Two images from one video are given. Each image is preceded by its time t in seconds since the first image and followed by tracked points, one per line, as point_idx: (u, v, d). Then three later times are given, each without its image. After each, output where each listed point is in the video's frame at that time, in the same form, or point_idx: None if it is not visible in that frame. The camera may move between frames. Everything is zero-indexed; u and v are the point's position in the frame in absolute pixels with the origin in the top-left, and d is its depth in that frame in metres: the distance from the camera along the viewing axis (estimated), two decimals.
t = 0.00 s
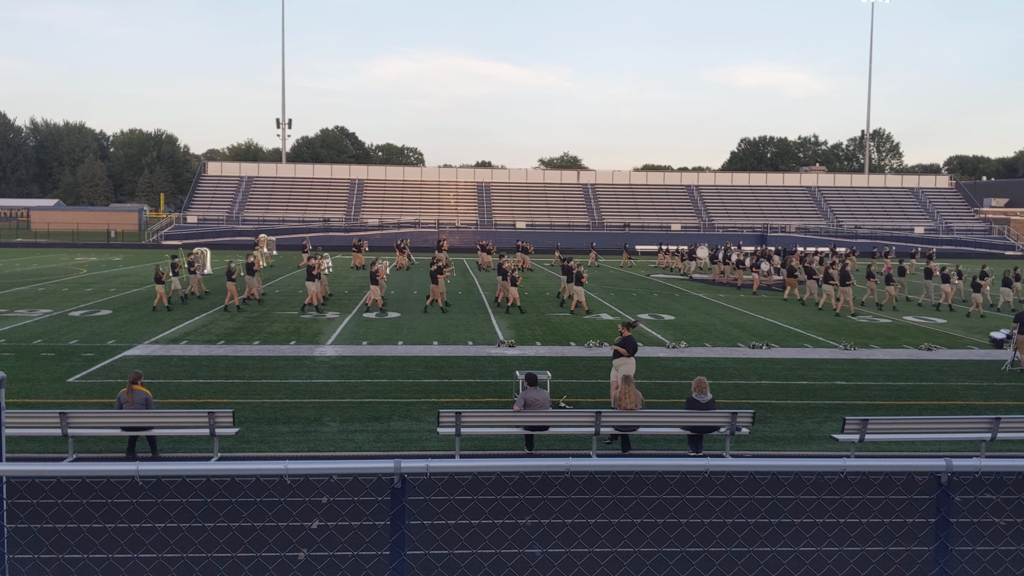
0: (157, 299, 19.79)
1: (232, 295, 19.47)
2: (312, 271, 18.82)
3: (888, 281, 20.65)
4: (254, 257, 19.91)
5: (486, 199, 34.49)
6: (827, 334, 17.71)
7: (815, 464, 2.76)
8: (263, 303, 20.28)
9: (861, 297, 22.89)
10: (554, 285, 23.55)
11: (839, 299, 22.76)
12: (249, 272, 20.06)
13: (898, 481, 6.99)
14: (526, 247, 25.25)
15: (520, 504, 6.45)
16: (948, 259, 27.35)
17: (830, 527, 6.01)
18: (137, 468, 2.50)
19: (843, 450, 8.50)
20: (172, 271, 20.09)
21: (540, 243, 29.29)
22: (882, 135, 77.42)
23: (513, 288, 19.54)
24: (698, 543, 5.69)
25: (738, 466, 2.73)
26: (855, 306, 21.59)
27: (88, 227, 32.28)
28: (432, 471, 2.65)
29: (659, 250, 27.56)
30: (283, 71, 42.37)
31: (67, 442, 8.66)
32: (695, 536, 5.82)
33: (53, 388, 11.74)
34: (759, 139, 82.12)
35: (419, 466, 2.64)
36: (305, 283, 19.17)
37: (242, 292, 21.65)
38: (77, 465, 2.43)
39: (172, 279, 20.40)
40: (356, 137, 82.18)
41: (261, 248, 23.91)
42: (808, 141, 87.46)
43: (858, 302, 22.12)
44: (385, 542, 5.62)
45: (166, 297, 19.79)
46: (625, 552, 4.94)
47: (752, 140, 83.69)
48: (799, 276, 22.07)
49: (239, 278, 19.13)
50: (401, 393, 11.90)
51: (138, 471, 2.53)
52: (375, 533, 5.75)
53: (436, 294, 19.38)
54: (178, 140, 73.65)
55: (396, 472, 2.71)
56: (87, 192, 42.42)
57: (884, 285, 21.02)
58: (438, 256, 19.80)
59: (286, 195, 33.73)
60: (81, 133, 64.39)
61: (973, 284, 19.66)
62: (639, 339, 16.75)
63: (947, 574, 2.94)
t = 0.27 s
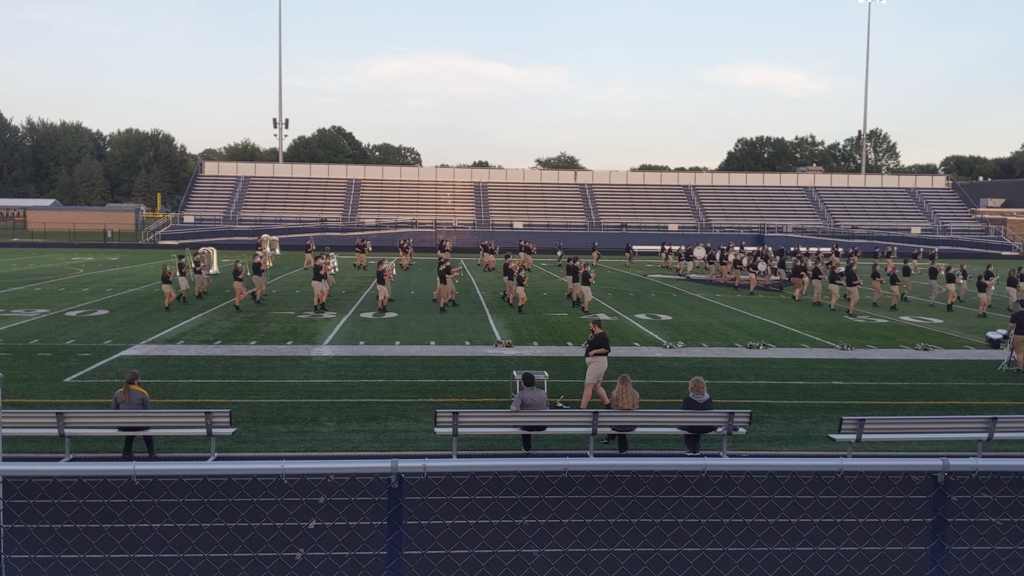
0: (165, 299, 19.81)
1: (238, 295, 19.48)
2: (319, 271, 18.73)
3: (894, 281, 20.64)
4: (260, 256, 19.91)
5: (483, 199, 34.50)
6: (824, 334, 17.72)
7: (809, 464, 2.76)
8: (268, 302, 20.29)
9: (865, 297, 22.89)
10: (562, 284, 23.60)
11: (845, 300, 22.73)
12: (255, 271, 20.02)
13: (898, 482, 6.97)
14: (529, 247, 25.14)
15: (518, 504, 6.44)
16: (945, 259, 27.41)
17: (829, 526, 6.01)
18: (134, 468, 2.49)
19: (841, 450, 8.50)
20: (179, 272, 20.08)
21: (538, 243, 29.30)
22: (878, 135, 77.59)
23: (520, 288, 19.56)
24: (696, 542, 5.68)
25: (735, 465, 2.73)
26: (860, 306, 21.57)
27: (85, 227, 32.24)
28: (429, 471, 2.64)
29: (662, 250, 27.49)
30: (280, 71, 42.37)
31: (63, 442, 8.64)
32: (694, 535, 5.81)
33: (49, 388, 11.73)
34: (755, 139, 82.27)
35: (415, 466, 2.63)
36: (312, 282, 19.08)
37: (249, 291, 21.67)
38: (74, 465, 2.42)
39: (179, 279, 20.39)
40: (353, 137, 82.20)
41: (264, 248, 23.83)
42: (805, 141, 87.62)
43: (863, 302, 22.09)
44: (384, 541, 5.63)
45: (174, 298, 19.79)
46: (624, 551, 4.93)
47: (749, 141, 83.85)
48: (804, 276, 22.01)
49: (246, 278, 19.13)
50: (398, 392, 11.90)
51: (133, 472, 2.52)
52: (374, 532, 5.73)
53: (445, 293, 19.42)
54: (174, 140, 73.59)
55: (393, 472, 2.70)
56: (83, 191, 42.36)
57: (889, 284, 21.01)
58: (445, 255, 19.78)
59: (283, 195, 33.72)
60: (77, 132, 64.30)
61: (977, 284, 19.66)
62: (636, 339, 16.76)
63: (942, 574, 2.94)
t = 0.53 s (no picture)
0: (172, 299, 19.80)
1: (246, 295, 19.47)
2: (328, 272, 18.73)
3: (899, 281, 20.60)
4: (267, 256, 19.89)
5: (481, 198, 34.51)
6: (822, 334, 17.74)
7: (806, 464, 2.77)
8: (276, 302, 20.29)
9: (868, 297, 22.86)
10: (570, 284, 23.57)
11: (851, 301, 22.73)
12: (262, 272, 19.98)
13: (895, 481, 6.96)
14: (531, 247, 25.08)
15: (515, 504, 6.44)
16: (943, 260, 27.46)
17: (825, 526, 6.00)
18: (132, 468, 2.50)
19: (838, 450, 8.51)
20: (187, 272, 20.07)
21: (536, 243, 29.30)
22: (875, 135, 77.78)
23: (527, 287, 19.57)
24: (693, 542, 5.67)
25: (732, 465, 2.73)
26: (866, 306, 21.53)
27: (82, 227, 32.21)
28: (426, 471, 2.65)
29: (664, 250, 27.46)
30: (277, 71, 42.36)
31: (60, 442, 8.64)
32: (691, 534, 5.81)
33: (47, 388, 11.72)
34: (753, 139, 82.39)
35: (413, 466, 2.63)
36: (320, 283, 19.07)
37: (256, 291, 21.67)
38: (73, 464, 2.42)
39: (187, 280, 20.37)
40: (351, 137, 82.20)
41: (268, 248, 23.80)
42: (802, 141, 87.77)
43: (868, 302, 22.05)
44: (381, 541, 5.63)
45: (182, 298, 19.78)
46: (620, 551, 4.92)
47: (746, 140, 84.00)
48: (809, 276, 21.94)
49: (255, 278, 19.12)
50: (395, 392, 11.90)
51: (132, 472, 2.52)
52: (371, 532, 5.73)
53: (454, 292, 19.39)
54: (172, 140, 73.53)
55: (391, 472, 2.70)
56: (81, 191, 42.32)
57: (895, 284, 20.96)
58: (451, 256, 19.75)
59: (280, 195, 33.71)
60: (74, 132, 64.23)
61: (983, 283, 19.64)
62: (634, 339, 16.77)
63: (940, 572, 2.93)
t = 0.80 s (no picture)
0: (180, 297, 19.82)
1: (253, 295, 19.49)
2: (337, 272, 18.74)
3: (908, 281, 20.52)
4: (274, 256, 19.88)
5: (478, 199, 34.51)
6: (819, 334, 17.74)
7: (803, 464, 2.77)
8: (283, 302, 20.31)
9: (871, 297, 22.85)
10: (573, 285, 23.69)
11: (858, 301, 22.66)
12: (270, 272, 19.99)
13: (894, 483, 6.94)
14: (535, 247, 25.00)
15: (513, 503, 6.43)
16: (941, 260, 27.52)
17: (823, 525, 5.99)
18: (132, 468, 2.49)
19: (835, 450, 8.53)
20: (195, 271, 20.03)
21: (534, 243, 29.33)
22: (873, 136, 77.80)
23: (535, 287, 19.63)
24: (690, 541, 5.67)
25: (730, 465, 2.73)
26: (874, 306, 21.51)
27: (79, 227, 32.19)
28: (423, 471, 2.64)
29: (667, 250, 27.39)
30: (275, 70, 42.34)
31: (58, 443, 8.58)
32: (689, 533, 5.80)
33: (45, 389, 11.70)
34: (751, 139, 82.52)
35: (410, 466, 2.63)
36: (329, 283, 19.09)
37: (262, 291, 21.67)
38: (71, 465, 2.42)
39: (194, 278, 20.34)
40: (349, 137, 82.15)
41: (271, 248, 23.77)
42: (800, 141, 87.87)
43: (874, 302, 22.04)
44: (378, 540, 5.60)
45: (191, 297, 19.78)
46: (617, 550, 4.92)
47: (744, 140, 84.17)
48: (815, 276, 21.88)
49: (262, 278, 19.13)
50: (393, 393, 11.90)
51: (128, 472, 2.52)
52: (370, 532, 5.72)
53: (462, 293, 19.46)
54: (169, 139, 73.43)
55: (388, 472, 2.69)
56: (78, 191, 42.26)
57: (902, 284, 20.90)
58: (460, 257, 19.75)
59: (278, 195, 33.70)
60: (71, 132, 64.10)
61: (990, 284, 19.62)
62: (632, 340, 16.77)
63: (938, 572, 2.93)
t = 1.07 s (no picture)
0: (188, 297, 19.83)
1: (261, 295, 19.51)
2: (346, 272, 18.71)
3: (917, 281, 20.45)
4: (281, 256, 19.92)
5: (477, 199, 34.51)
6: (818, 334, 17.73)
7: (801, 464, 2.78)
8: (291, 302, 20.33)
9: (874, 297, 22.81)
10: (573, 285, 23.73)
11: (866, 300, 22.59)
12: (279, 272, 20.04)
13: (893, 484, 6.93)
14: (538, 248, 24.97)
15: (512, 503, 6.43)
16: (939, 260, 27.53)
17: (822, 526, 5.99)
18: (132, 467, 2.50)
19: (834, 450, 8.53)
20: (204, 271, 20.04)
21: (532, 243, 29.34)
22: (872, 136, 77.82)
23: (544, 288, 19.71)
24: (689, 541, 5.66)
25: (729, 464, 2.74)
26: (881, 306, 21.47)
27: (77, 227, 32.17)
28: (422, 470, 2.64)
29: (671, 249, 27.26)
30: (273, 70, 42.32)
31: (57, 443, 8.53)
32: (688, 533, 5.79)
33: (43, 388, 11.68)
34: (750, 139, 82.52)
35: (409, 465, 2.63)
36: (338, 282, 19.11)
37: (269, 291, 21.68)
38: (70, 464, 2.42)
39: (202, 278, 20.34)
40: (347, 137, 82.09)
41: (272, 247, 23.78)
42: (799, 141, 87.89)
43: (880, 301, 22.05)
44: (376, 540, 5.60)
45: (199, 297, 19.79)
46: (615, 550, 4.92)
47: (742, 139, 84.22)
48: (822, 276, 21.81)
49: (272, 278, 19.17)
50: (392, 392, 11.89)
51: (129, 471, 2.52)
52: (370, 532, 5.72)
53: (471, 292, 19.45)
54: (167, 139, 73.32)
55: (387, 471, 2.69)
56: (76, 191, 42.21)
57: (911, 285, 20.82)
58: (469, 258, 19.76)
59: (276, 195, 33.69)
60: (69, 131, 63.99)
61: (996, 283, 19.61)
62: (631, 339, 16.77)
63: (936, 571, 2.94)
